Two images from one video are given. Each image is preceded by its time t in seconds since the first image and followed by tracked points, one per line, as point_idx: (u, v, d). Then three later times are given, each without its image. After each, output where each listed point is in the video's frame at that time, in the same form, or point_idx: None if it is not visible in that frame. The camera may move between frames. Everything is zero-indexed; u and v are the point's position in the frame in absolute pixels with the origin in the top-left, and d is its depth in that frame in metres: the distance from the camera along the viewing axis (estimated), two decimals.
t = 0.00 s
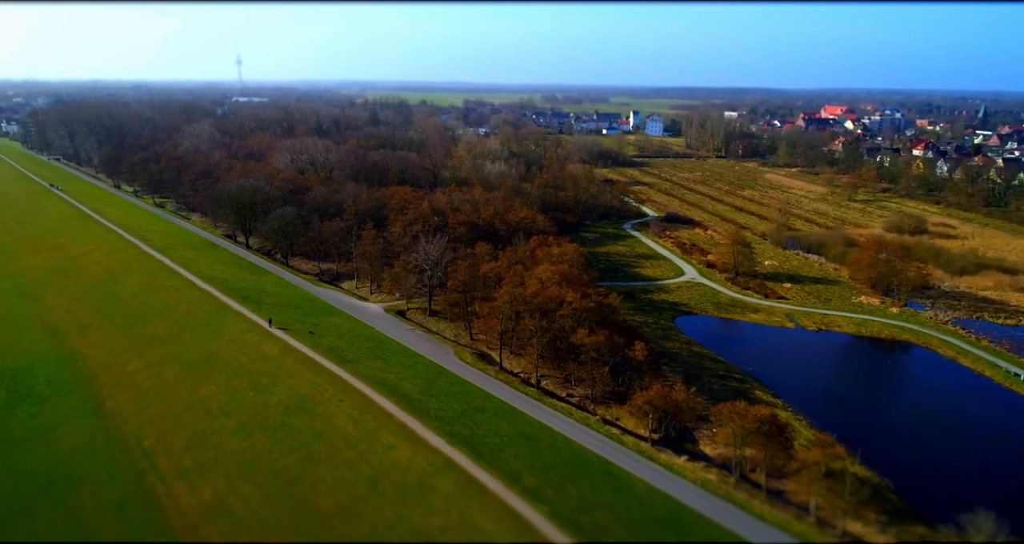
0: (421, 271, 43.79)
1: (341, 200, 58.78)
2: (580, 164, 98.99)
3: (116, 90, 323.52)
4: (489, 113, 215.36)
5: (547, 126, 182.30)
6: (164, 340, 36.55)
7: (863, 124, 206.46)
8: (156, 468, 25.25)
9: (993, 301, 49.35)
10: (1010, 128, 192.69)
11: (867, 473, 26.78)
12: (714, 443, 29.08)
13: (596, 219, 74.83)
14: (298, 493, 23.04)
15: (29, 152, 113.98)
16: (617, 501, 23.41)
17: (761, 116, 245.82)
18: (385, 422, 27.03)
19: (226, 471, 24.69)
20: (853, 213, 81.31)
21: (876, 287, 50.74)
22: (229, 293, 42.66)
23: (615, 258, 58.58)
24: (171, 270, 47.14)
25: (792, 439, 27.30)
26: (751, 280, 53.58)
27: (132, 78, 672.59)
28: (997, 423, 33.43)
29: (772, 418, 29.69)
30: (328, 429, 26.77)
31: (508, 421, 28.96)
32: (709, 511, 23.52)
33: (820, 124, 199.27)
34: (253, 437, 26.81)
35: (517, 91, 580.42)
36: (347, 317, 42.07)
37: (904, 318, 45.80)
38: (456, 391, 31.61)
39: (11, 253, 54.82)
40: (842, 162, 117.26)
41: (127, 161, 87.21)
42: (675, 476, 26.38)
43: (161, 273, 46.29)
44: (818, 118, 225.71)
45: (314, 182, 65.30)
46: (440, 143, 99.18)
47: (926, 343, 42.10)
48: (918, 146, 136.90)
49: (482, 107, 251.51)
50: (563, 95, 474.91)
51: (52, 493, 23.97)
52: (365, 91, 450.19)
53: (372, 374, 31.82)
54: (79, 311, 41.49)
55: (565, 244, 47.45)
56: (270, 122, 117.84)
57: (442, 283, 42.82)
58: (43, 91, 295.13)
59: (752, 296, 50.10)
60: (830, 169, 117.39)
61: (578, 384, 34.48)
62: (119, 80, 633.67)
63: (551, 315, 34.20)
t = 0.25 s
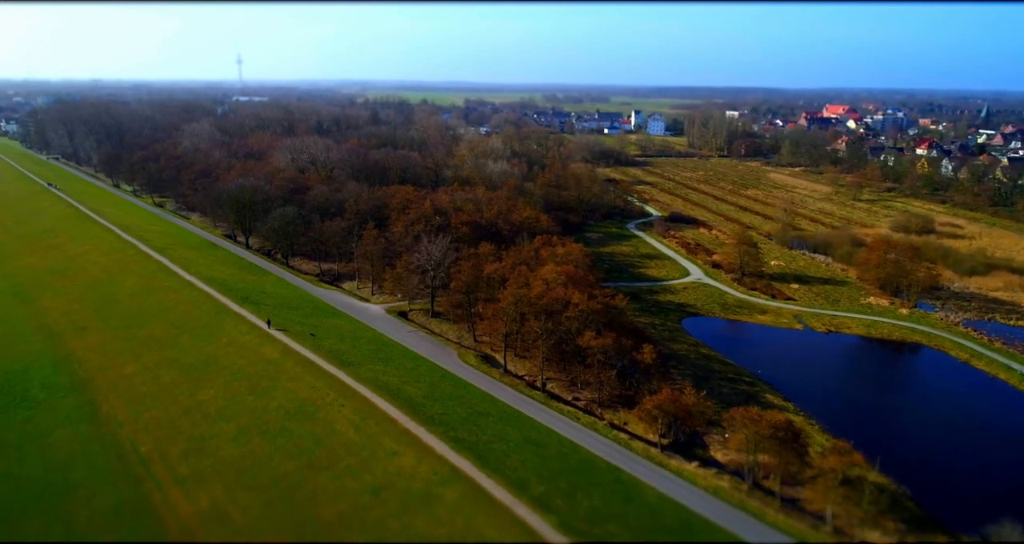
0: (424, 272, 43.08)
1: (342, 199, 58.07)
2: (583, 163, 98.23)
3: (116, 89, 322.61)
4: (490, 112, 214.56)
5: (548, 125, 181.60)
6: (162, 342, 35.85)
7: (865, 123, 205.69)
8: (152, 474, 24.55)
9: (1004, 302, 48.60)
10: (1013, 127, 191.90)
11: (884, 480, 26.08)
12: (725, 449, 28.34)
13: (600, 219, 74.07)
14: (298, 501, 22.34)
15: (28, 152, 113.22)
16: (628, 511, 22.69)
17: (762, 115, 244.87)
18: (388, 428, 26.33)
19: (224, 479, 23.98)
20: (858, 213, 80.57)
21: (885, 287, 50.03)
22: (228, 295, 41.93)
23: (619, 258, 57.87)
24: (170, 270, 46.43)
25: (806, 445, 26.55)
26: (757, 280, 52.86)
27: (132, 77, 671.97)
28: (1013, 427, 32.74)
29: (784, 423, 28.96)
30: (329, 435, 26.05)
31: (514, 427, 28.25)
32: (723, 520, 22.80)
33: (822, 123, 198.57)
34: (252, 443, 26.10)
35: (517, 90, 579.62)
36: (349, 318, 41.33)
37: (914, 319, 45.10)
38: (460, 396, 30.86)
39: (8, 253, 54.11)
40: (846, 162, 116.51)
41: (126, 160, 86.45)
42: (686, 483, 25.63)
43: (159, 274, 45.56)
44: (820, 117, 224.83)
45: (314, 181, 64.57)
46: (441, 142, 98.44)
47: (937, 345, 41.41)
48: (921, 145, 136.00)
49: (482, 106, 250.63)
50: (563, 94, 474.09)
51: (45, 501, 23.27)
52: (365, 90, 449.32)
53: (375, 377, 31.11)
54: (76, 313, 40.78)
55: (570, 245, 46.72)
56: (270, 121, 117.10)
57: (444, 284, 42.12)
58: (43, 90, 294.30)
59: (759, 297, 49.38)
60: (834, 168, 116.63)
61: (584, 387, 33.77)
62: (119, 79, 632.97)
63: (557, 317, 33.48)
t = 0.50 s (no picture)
0: (427, 272, 42.26)
1: (343, 198, 57.22)
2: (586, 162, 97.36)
3: (116, 87, 321.68)
4: (492, 110, 213.55)
5: (550, 124, 180.62)
6: (160, 344, 35.03)
7: (868, 122, 204.66)
8: (147, 482, 23.71)
9: (1018, 303, 47.71)
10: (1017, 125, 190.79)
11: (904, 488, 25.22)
12: (738, 455, 27.49)
13: (604, 218, 73.21)
14: (298, 511, 21.51)
15: (27, 150, 112.43)
16: (639, 520, 21.86)
17: (765, 114, 243.92)
18: (391, 434, 25.51)
19: (222, 486, 23.15)
20: (865, 212, 79.69)
21: (896, 288, 49.17)
22: (227, 295, 41.09)
23: (625, 258, 57.01)
24: (168, 270, 45.61)
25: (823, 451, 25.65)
26: (765, 281, 52.01)
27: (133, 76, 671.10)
28: None
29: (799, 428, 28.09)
30: (331, 441, 25.25)
31: (521, 433, 27.41)
32: (739, 529, 21.96)
33: (825, 122, 197.71)
34: (251, 449, 25.28)
35: (518, 89, 578.64)
36: (350, 320, 40.50)
37: (926, 321, 44.23)
38: (465, 400, 30.04)
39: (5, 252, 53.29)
40: (851, 161, 115.59)
41: (125, 158, 85.61)
42: (699, 489, 24.78)
43: (157, 273, 44.78)
44: (823, 116, 223.78)
45: (315, 180, 63.76)
46: (443, 141, 97.61)
47: (951, 348, 40.56)
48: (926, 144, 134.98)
49: (483, 105, 249.64)
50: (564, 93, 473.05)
51: (36, 509, 22.44)
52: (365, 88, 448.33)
53: (377, 381, 30.27)
54: (72, 314, 39.96)
55: (576, 244, 45.88)
56: (270, 120, 116.24)
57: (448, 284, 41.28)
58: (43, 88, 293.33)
59: (767, 298, 48.52)
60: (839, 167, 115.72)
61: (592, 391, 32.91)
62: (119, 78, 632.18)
63: (564, 319, 32.64)
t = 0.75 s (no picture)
0: (429, 273, 41.51)
1: (344, 197, 56.46)
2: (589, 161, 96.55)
3: (116, 86, 321.09)
4: (493, 109, 212.60)
5: (552, 123, 179.71)
6: (157, 346, 34.29)
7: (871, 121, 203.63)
8: (142, 489, 22.95)
9: None
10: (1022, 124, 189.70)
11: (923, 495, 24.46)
12: (750, 461, 26.75)
13: (608, 218, 72.42)
14: (297, 519, 20.75)
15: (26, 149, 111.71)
16: (650, 529, 21.12)
17: (768, 113, 243.02)
18: (394, 440, 24.79)
19: (218, 494, 22.39)
20: (871, 212, 78.87)
21: (906, 289, 48.39)
22: (225, 296, 40.36)
23: (630, 258, 56.24)
24: (166, 270, 44.88)
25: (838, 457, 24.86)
26: (772, 281, 51.23)
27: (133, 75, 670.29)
28: None
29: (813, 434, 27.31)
30: (332, 447, 24.53)
31: (527, 438, 26.66)
32: (753, 538, 21.23)
33: (828, 121, 196.72)
34: (249, 455, 24.55)
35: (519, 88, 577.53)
36: (352, 321, 39.76)
37: (938, 322, 43.46)
38: (469, 404, 29.30)
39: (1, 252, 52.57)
40: (856, 160, 114.74)
41: (124, 157, 84.85)
42: (711, 497, 24.05)
43: (155, 274, 44.08)
44: (826, 115, 222.87)
45: (316, 179, 63.02)
46: (445, 139, 96.83)
47: (964, 350, 39.79)
48: (931, 142, 134.15)
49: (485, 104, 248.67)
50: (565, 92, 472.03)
51: (26, 517, 21.69)
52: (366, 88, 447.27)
53: (379, 385, 29.52)
54: (68, 315, 39.24)
55: (580, 244, 45.12)
56: (271, 119, 115.46)
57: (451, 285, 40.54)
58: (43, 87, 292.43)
59: (775, 299, 47.74)
60: (843, 167, 114.88)
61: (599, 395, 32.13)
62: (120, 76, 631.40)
63: (571, 321, 31.88)
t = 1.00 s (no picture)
0: (433, 274, 40.68)
1: (346, 196, 55.59)
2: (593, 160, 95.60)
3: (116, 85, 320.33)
4: (495, 109, 211.52)
5: (554, 122, 178.77)
6: (154, 349, 33.46)
7: (874, 120, 202.48)
8: (135, 499, 22.12)
9: None
10: None
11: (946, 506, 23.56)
12: (765, 469, 25.87)
13: (612, 218, 71.53)
14: (297, 534, 19.90)
15: (25, 148, 110.92)
16: None
17: (771, 112, 242.01)
18: (398, 449, 23.95)
19: (215, 506, 21.55)
20: (878, 212, 77.93)
21: (919, 291, 47.44)
22: (224, 297, 39.52)
23: (636, 258, 55.35)
24: (164, 270, 44.04)
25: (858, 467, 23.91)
26: (781, 282, 50.34)
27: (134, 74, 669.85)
28: None
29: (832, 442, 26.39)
30: (333, 456, 23.69)
31: (535, 446, 25.82)
32: None
33: (831, 120, 195.73)
34: (247, 464, 23.70)
35: (521, 87, 576.70)
36: (353, 323, 38.91)
37: (952, 325, 42.54)
38: (475, 409, 28.46)
39: None
40: (861, 159, 113.76)
41: (124, 156, 84.02)
42: (726, 507, 23.18)
43: (154, 274, 43.26)
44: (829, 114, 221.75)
45: (317, 178, 62.17)
46: (447, 139, 96.00)
47: (980, 353, 38.88)
48: (936, 142, 133.21)
49: (486, 104, 247.51)
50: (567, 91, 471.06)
51: (14, 529, 20.85)
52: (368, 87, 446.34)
53: (382, 390, 28.69)
54: (64, 317, 38.42)
55: (587, 245, 44.25)
56: (271, 118, 114.58)
57: (454, 286, 39.68)
58: (43, 86, 291.44)
59: (785, 300, 46.85)
60: (849, 166, 113.90)
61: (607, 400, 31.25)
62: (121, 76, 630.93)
63: (578, 324, 31.03)
